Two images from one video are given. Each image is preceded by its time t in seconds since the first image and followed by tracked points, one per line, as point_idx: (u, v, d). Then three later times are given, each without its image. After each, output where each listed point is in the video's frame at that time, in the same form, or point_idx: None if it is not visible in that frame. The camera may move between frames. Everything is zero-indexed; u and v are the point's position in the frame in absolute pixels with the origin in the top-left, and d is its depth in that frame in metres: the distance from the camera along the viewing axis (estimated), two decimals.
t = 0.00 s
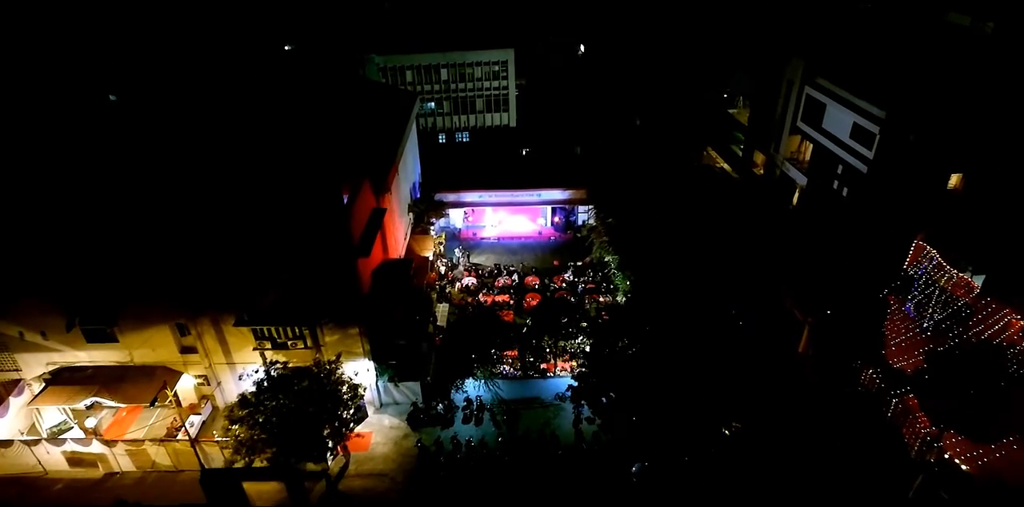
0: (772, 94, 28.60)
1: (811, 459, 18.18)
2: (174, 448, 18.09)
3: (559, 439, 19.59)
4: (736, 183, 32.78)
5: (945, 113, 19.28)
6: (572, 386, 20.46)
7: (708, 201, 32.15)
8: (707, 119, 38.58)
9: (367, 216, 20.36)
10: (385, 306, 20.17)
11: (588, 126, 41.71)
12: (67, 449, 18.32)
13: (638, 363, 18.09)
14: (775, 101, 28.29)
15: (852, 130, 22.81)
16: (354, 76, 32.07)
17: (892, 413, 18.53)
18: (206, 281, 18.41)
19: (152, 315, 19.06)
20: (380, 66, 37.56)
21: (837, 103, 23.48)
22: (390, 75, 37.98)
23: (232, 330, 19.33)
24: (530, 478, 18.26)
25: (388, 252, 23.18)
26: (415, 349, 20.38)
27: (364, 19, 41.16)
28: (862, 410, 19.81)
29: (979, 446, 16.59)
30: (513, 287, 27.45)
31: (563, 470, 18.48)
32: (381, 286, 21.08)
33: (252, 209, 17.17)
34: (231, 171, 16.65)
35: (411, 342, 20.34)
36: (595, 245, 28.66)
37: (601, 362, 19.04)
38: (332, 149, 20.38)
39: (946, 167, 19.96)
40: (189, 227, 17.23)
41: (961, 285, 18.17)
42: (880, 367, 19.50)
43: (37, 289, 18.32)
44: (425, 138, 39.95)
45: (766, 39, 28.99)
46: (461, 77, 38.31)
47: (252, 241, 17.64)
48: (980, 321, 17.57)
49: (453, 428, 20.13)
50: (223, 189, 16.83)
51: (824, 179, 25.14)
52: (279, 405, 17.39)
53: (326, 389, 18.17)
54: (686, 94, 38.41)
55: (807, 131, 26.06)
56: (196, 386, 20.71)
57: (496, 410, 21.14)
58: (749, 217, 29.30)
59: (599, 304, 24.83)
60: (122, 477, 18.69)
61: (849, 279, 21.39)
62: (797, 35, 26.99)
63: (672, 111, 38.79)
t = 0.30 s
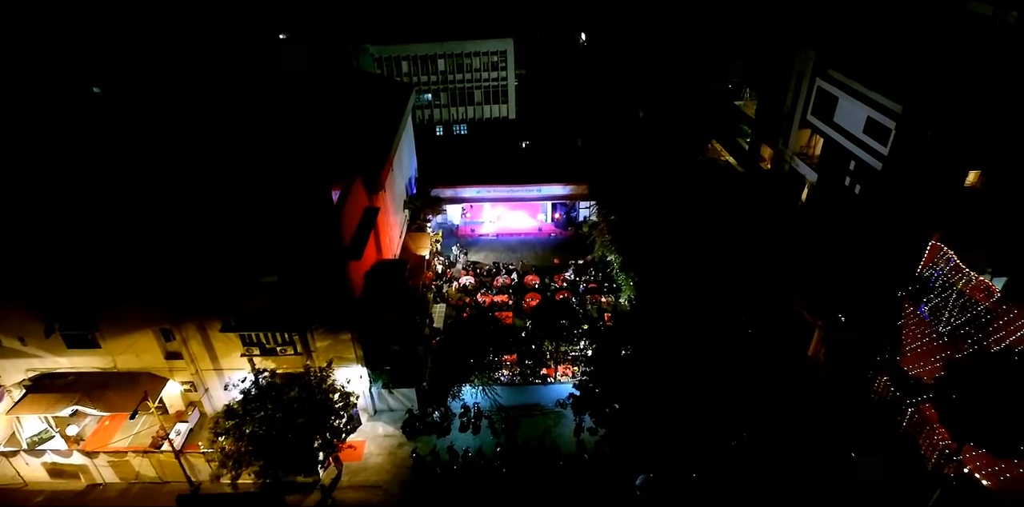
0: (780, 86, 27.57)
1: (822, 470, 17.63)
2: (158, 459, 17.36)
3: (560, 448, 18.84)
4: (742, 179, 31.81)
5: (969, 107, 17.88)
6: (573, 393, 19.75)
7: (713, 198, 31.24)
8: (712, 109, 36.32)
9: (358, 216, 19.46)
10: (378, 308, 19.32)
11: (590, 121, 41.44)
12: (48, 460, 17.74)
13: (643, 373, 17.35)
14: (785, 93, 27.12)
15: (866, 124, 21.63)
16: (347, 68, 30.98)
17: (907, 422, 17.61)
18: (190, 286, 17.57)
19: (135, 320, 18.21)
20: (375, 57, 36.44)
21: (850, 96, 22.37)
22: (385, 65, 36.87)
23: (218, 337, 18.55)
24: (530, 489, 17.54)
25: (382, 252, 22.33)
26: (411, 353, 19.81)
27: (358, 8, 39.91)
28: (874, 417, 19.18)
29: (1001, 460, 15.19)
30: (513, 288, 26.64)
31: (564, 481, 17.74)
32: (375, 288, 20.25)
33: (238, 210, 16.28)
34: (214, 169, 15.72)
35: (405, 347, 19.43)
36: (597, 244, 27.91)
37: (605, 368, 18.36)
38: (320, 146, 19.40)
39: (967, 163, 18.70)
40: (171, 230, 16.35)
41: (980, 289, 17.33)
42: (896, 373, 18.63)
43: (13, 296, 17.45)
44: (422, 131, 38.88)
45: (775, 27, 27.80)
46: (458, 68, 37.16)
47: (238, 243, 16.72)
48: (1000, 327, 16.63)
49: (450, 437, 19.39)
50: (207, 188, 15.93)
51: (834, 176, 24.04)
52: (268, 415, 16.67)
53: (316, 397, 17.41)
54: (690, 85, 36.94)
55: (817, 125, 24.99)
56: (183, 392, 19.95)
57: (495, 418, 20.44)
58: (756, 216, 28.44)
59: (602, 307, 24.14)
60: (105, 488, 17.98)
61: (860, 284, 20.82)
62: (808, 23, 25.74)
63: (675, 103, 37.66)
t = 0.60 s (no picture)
0: (789, 73, 26.46)
1: (834, 476, 16.80)
2: (142, 467, 16.78)
3: (561, 454, 18.15)
4: (748, 169, 30.62)
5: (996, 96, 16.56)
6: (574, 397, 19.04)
7: (719, 190, 30.19)
8: (718, 97, 34.89)
9: (349, 213, 18.54)
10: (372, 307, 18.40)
11: (591, 108, 40.20)
12: (26, 468, 17.11)
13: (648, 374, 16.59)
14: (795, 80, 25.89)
15: (882, 114, 20.50)
16: (339, 54, 29.79)
17: (924, 430, 17.01)
18: (171, 285, 16.67)
19: (115, 320, 17.32)
20: (369, 43, 35.18)
21: (864, 84, 21.29)
22: (380, 51, 35.62)
23: (204, 339, 17.74)
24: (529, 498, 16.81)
25: (376, 248, 21.41)
26: (405, 355, 19.01)
27: None
28: (887, 420, 18.37)
29: None
30: (512, 284, 25.82)
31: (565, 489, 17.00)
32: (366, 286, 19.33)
33: (220, 204, 15.30)
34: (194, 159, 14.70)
35: (400, 348, 18.93)
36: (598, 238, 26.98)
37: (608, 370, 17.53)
38: (307, 137, 18.36)
39: (991, 155, 17.68)
40: (149, 226, 15.37)
41: (1002, 288, 17.65)
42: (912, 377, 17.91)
43: None
44: (418, 119, 37.57)
45: (785, 11, 26.60)
46: (456, 54, 35.95)
47: (219, 239, 15.75)
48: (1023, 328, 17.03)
49: (447, 441, 18.64)
50: (187, 180, 14.95)
51: (847, 167, 22.80)
52: (256, 424, 15.86)
53: (306, 400, 16.69)
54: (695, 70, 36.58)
55: (829, 114, 23.90)
56: (169, 395, 19.20)
57: (494, 421, 19.73)
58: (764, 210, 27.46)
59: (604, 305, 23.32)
60: (87, 497, 17.27)
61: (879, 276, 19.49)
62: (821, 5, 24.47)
63: (679, 90, 36.46)
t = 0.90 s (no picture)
0: (799, 59, 25.34)
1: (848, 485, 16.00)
2: (123, 474, 16.15)
3: (563, 460, 17.45)
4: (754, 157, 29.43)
5: None
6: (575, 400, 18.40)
7: (725, 180, 29.09)
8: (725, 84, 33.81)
9: (339, 207, 17.65)
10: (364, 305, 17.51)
11: (593, 95, 39.05)
12: (4, 476, 16.57)
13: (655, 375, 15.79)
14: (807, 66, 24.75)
15: (899, 102, 19.44)
16: (331, 40, 28.63)
17: (942, 435, 16.04)
18: (150, 285, 15.80)
19: (92, 320, 16.38)
20: (362, 27, 34.16)
21: (880, 71, 20.22)
22: (374, 36, 34.41)
23: (188, 340, 16.93)
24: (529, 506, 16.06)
25: (368, 242, 20.50)
26: (399, 355, 18.47)
27: None
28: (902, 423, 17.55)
29: None
30: (512, 279, 24.96)
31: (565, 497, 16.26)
32: (358, 282, 18.35)
33: (199, 195, 14.22)
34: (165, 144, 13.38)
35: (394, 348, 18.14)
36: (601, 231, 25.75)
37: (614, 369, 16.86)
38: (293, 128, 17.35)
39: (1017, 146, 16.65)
40: (122, 220, 14.26)
41: None
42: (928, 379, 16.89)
43: None
44: (414, 106, 36.25)
45: None
46: (453, 38, 34.72)
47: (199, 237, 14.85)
48: None
49: (443, 445, 17.93)
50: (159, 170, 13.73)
51: (861, 156, 21.68)
52: (242, 431, 15.07)
53: (296, 400, 16.04)
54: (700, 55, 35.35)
55: (842, 102, 22.84)
56: (154, 396, 18.44)
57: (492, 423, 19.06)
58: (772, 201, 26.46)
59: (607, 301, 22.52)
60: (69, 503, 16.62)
61: (899, 271, 18.44)
62: None
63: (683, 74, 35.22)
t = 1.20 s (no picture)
0: (810, 44, 24.26)
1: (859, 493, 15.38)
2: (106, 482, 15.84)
3: (564, 466, 16.85)
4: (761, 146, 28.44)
5: None
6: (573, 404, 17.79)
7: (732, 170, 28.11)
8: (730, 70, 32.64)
9: (328, 202, 16.81)
10: (353, 305, 16.69)
11: (595, 81, 37.87)
12: None
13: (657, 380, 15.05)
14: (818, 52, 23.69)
15: (917, 91, 18.47)
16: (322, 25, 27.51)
17: (959, 442, 14.98)
18: (126, 286, 14.96)
19: (68, 322, 15.55)
20: (355, 11, 32.89)
21: (897, 57, 19.19)
22: (368, 20, 33.18)
23: (172, 342, 16.17)
24: None
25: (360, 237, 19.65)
26: (393, 357, 17.84)
27: None
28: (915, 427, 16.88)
29: None
30: (510, 273, 24.17)
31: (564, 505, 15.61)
32: (349, 281, 17.53)
33: (177, 192, 13.34)
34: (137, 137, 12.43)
35: (387, 351, 17.62)
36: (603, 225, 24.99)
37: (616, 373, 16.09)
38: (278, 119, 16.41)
39: None
40: (25, 201, 12.97)
41: None
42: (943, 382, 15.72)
43: None
44: (410, 93, 35.11)
45: None
46: (450, 22, 33.56)
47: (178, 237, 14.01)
48: None
49: (439, 451, 17.28)
50: (100, 161, 12.62)
51: (875, 147, 20.70)
52: (227, 439, 14.40)
53: (285, 405, 15.41)
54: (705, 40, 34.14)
55: (855, 90, 21.82)
56: (138, 398, 17.71)
57: (490, 427, 18.43)
58: (780, 194, 25.55)
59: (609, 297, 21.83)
60: None
61: (915, 269, 17.62)
62: None
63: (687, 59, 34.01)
